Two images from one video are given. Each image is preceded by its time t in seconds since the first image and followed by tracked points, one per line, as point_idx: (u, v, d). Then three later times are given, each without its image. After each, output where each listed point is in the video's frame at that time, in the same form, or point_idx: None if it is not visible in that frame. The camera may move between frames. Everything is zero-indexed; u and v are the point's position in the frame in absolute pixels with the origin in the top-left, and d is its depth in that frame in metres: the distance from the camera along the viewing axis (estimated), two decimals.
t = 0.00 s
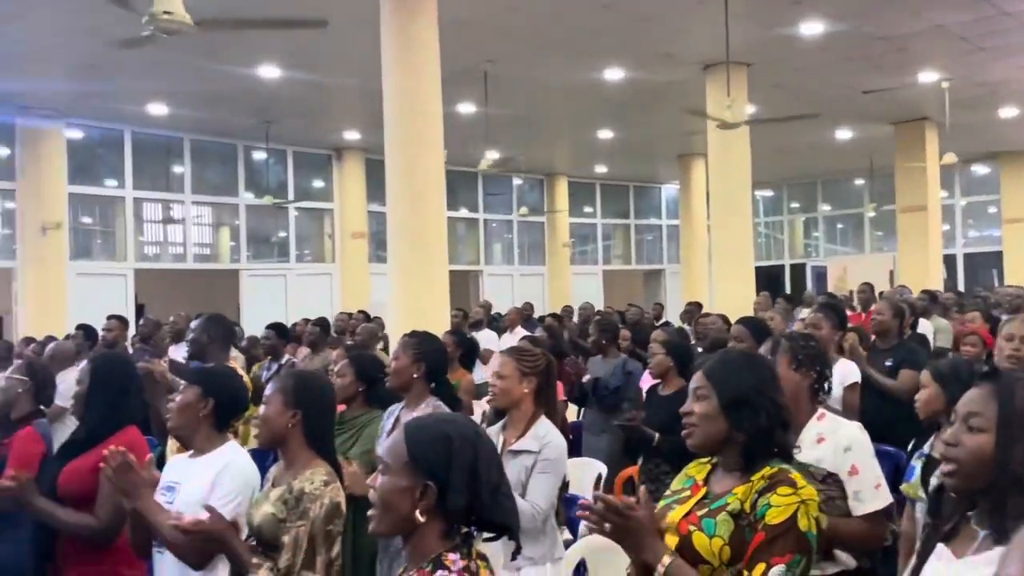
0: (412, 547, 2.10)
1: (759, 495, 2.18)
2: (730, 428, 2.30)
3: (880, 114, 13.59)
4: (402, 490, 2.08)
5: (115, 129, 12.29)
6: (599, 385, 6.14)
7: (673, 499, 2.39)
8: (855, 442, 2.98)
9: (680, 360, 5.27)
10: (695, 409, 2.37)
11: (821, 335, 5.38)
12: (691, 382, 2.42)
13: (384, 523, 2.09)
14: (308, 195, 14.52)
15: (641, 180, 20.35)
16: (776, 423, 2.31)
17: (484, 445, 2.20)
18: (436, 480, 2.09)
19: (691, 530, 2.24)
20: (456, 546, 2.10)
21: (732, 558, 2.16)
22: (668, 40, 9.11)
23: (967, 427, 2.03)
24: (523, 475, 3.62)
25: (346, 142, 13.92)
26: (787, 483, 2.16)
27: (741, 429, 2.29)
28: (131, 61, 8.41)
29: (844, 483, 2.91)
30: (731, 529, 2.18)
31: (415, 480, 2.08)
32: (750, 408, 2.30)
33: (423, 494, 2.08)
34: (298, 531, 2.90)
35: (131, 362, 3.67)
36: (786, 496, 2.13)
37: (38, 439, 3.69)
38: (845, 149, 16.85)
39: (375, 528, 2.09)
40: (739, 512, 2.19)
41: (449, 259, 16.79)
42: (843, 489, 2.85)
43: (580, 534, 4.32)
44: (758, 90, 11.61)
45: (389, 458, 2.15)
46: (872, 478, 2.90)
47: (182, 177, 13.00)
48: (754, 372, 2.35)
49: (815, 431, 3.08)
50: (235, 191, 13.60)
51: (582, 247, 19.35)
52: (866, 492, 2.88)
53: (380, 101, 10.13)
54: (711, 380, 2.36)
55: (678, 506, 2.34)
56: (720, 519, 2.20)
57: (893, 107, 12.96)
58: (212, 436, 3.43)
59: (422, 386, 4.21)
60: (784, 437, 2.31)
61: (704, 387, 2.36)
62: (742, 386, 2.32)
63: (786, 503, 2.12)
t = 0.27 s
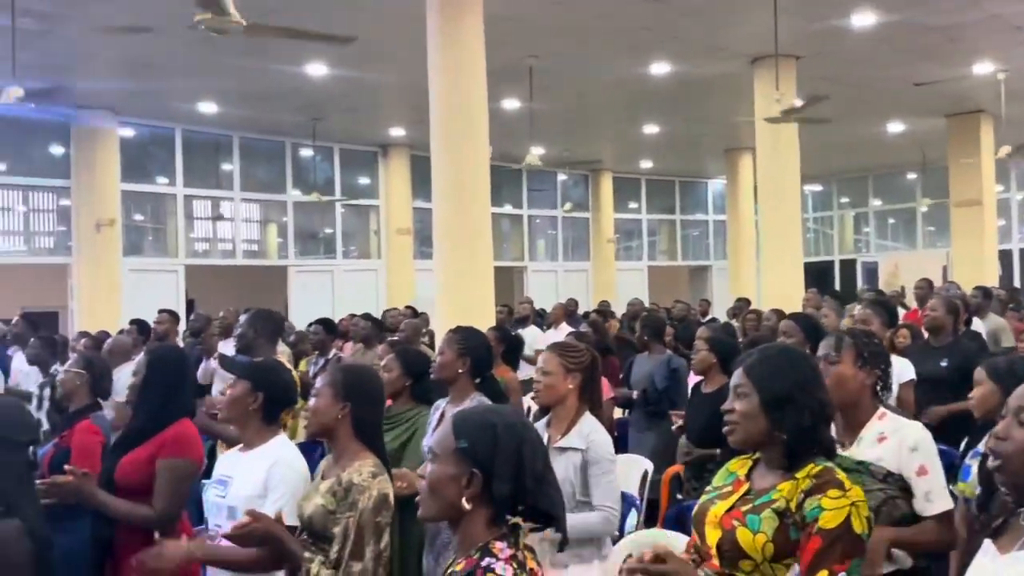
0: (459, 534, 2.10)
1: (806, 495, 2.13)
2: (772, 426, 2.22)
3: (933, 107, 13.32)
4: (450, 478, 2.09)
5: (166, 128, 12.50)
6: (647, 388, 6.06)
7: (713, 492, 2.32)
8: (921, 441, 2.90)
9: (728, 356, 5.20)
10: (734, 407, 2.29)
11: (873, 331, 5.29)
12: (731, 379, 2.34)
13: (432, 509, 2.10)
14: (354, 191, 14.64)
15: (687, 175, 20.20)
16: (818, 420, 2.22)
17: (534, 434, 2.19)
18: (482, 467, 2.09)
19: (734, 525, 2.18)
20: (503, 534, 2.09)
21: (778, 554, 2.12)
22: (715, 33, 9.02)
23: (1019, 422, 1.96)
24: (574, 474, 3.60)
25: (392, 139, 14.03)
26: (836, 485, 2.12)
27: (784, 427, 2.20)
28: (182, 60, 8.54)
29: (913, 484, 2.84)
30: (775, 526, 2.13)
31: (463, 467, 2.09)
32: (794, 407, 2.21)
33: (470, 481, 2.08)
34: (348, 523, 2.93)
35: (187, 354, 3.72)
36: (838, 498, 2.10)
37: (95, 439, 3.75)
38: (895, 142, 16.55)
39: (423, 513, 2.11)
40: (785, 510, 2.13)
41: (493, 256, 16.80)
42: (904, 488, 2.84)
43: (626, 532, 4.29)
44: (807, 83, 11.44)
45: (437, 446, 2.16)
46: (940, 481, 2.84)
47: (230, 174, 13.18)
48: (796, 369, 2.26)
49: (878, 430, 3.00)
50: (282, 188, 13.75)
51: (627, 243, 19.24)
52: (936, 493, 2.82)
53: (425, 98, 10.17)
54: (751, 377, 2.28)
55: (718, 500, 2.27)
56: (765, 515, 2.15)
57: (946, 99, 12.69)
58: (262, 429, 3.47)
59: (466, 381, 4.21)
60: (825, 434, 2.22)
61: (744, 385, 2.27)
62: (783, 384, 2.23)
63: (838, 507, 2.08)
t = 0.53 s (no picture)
0: (509, 522, 2.11)
1: (865, 496, 2.02)
2: (809, 421, 2.16)
3: (989, 100, 13.03)
4: (500, 466, 2.12)
5: (218, 126, 12.73)
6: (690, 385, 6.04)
7: (756, 492, 2.23)
8: (984, 441, 2.87)
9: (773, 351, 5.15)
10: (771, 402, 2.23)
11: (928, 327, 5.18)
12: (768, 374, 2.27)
13: (482, 496, 2.13)
14: (401, 188, 14.76)
15: (734, 171, 20.02)
16: (855, 415, 2.14)
17: (581, 424, 2.20)
18: (531, 453, 2.11)
19: (784, 524, 2.09)
20: (553, 522, 2.09)
21: (831, 554, 2.01)
22: (764, 26, 8.93)
23: None
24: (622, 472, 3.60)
25: (439, 135, 14.13)
26: (900, 483, 2.02)
27: (819, 422, 2.14)
28: (233, 58, 8.68)
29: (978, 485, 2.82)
30: (828, 526, 2.02)
31: (512, 455, 2.11)
32: (831, 403, 2.15)
33: (519, 469, 2.10)
34: (395, 513, 2.97)
35: (238, 347, 3.80)
36: (908, 496, 2.00)
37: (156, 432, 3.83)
38: (949, 136, 16.23)
39: (474, 499, 2.13)
40: (840, 510, 2.03)
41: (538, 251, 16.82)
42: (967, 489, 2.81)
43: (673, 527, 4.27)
44: (858, 76, 11.27)
45: (487, 435, 2.19)
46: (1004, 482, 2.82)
47: (280, 171, 13.37)
48: (833, 362, 2.18)
49: (936, 429, 2.98)
50: (330, 185, 13.91)
51: (672, 239, 19.13)
52: (1000, 496, 2.80)
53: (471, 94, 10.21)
54: (789, 371, 2.21)
55: (765, 499, 2.17)
56: (818, 515, 2.04)
57: (1003, 91, 12.41)
58: (311, 421, 3.53)
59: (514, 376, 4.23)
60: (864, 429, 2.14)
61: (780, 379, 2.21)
62: (819, 379, 2.16)
63: (908, 506, 1.99)
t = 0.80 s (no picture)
0: (560, 514, 2.10)
1: (934, 495, 2.02)
2: (859, 420, 2.11)
3: None
4: (551, 457, 2.11)
5: (266, 122, 12.90)
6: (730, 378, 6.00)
7: (810, 490, 2.18)
8: None
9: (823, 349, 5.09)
10: (820, 398, 2.19)
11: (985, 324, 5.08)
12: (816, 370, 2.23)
13: (533, 488, 2.12)
14: (446, 183, 14.81)
15: (782, 165, 19.79)
16: (907, 413, 2.10)
17: (631, 417, 2.19)
18: (582, 445, 2.10)
19: (856, 526, 2.05)
20: (602, 516, 2.09)
21: (905, 555, 1.99)
22: (814, 19, 8.81)
23: None
24: (671, 467, 3.57)
25: (484, 130, 14.17)
26: (966, 483, 2.02)
27: (868, 421, 2.10)
28: (282, 55, 8.79)
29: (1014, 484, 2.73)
30: (902, 527, 2.01)
31: (562, 447, 2.10)
32: (882, 400, 2.10)
33: (570, 461, 2.10)
34: (443, 505, 3.01)
35: (291, 341, 3.87)
36: (974, 496, 2.01)
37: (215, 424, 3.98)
38: (1004, 130, 15.87)
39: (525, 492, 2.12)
40: (912, 511, 2.01)
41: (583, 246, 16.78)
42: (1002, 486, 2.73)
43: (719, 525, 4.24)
44: (910, 69, 11.07)
45: (538, 428, 2.19)
46: None
47: (327, 166, 13.51)
48: (882, 359, 2.14)
49: (981, 425, 2.92)
50: (376, 180, 14.02)
51: (718, 234, 18.97)
52: None
53: (517, 89, 10.21)
54: (836, 368, 2.17)
55: (825, 498, 2.12)
56: (891, 515, 2.02)
57: None
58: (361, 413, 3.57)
59: (564, 372, 4.24)
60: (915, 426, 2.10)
61: (830, 375, 2.17)
62: (868, 375, 2.11)
63: (975, 505, 1.99)
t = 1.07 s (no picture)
0: (597, 512, 2.10)
1: (991, 491, 2.00)
2: (911, 421, 2.10)
3: None
4: (590, 456, 2.11)
5: (305, 119, 13.02)
6: (763, 370, 5.93)
7: (860, 491, 2.14)
8: None
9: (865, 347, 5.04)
10: (870, 398, 2.18)
11: None
12: (867, 369, 2.22)
13: (570, 486, 2.12)
14: (482, 179, 14.83)
15: (821, 161, 19.57)
16: (961, 412, 2.08)
17: (669, 416, 2.19)
18: (621, 445, 2.10)
19: (917, 526, 2.01)
20: (640, 513, 2.09)
21: (967, 554, 1.98)
22: (855, 13, 8.70)
23: None
24: (708, 463, 3.55)
25: (520, 126, 14.18)
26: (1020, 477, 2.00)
27: (921, 422, 2.08)
28: (321, 52, 8.86)
29: None
30: (963, 525, 1.99)
31: (601, 446, 2.10)
32: (934, 402, 2.08)
33: (608, 461, 2.09)
34: (479, 498, 3.03)
35: (333, 337, 3.91)
36: None
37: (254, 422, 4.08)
38: None
39: (563, 490, 2.12)
40: (972, 509, 2.00)
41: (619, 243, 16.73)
42: None
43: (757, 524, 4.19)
44: (954, 63, 10.89)
45: (576, 425, 2.18)
46: None
47: (365, 163, 13.60)
48: (935, 359, 2.13)
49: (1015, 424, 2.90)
50: (413, 177, 14.08)
51: (756, 230, 18.80)
52: None
53: (554, 85, 10.19)
54: (887, 367, 2.16)
55: (880, 499, 2.09)
56: (952, 514, 2.00)
57: None
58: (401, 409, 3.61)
59: (598, 367, 4.21)
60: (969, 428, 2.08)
61: (882, 375, 2.16)
62: (921, 376, 2.10)
63: None
